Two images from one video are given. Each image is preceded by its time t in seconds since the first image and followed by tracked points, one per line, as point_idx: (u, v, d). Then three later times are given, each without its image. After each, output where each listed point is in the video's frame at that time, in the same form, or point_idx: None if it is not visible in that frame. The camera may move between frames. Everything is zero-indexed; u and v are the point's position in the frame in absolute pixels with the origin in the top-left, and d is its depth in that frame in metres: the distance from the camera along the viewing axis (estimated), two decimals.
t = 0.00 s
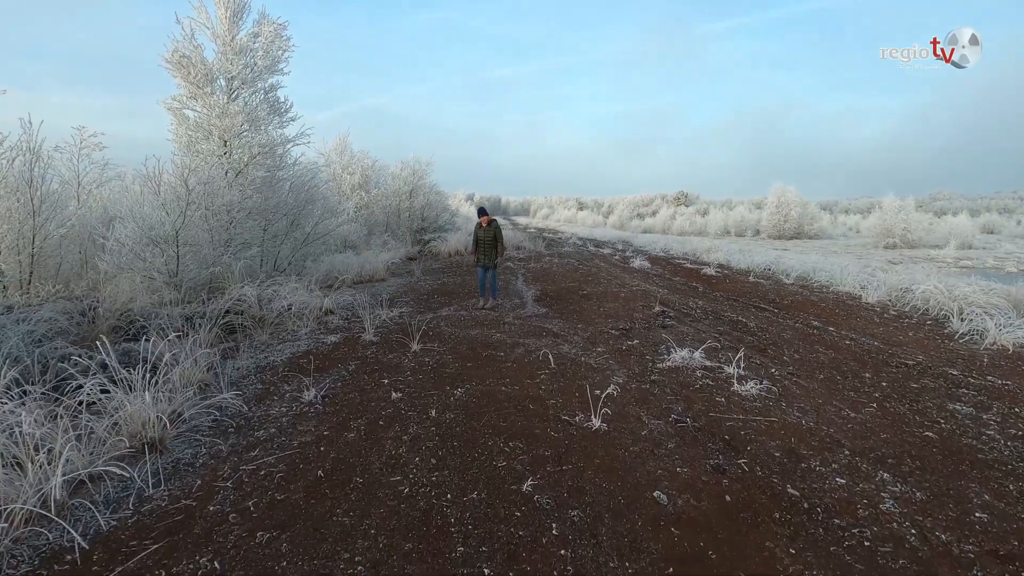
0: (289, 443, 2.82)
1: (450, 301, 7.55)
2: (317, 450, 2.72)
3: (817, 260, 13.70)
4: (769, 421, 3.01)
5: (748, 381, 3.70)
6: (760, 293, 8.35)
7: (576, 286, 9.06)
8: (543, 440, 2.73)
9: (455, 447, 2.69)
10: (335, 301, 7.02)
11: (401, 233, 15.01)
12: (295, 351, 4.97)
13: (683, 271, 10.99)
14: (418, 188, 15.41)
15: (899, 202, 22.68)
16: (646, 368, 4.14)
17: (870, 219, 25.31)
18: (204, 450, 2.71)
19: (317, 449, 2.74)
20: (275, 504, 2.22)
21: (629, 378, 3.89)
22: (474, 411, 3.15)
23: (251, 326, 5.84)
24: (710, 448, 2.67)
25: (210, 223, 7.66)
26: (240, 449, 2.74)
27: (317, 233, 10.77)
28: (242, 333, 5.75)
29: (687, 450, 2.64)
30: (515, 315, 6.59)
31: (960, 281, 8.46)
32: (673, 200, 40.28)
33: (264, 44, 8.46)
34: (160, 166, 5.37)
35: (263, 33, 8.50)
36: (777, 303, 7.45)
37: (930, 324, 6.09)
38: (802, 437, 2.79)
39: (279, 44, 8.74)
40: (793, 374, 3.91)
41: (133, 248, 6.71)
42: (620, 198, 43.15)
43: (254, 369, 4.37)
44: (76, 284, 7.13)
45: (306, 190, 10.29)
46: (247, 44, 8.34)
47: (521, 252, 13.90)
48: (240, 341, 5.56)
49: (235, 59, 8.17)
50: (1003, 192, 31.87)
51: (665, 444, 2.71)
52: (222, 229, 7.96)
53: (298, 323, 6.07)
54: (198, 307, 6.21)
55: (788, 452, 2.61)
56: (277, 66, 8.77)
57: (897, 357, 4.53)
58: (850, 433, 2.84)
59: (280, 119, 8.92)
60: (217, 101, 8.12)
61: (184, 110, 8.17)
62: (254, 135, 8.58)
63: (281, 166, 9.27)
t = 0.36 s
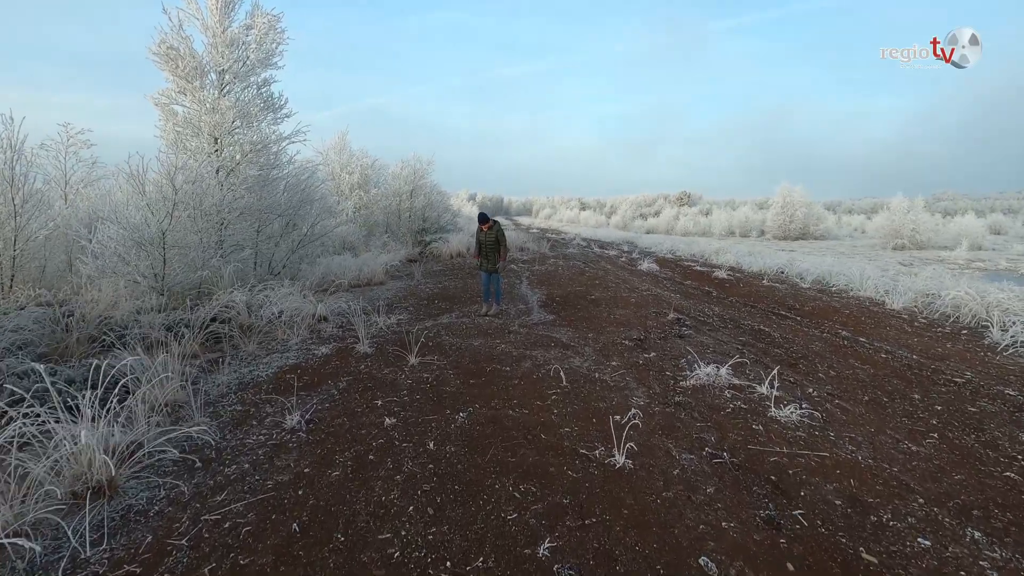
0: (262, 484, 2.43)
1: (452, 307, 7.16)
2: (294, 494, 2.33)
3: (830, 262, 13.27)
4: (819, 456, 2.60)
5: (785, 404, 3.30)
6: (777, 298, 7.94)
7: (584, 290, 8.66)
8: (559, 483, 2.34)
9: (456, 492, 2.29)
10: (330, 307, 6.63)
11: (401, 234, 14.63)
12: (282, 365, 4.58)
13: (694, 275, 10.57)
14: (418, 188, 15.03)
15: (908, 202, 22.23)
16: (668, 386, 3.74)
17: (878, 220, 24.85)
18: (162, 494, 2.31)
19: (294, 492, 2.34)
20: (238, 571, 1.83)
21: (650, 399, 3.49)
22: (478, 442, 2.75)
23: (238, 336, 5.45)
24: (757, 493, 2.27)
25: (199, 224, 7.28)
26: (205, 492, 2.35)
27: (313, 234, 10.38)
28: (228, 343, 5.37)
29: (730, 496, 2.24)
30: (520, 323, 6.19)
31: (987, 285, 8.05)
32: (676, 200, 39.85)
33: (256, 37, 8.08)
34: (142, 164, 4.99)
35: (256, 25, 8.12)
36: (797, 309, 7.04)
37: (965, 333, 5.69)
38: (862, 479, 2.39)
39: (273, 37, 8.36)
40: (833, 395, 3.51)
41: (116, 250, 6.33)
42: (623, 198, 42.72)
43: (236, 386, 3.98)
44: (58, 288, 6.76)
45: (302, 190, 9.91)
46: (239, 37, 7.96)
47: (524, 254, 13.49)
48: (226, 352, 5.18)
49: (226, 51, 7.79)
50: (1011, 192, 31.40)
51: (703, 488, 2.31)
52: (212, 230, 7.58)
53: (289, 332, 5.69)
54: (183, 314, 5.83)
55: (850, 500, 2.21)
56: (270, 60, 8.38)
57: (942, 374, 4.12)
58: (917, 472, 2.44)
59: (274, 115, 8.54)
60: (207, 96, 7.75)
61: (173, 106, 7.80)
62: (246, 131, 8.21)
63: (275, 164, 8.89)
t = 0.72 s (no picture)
0: (224, 542, 2.03)
1: (453, 315, 6.77)
2: (261, 558, 1.93)
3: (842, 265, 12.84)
4: (886, 506, 2.21)
5: (831, 435, 2.91)
6: (796, 304, 7.54)
7: (591, 295, 8.26)
8: (580, 545, 1.94)
9: (456, 557, 1.90)
10: (323, 315, 6.25)
11: (401, 235, 14.26)
12: (267, 382, 4.18)
13: (704, 279, 10.16)
14: (418, 188, 14.66)
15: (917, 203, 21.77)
16: (694, 411, 3.34)
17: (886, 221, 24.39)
18: (102, 558, 1.92)
19: (262, 555, 1.95)
20: None
21: (676, 428, 3.09)
22: (482, 487, 2.35)
23: (223, 348, 5.06)
24: (823, 560, 1.87)
25: (187, 227, 6.90)
26: (154, 554, 1.96)
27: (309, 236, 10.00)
28: (212, 355, 4.98)
29: (791, 564, 1.85)
30: (526, 333, 5.81)
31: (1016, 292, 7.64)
32: (679, 200, 39.44)
33: (248, 29, 7.69)
34: (123, 162, 4.63)
35: (248, 17, 7.73)
36: (819, 317, 6.64)
37: (1005, 345, 5.28)
38: (945, 539, 2.00)
39: (266, 30, 7.97)
40: (883, 423, 3.11)
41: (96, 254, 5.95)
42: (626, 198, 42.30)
43: (214, 407, 3.60)
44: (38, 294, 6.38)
45: (297, 190, 9.53)
46: (229, 29, 7.57)
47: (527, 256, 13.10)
48: (209, 366, 4.81)
49: (215, 45, 7.40)
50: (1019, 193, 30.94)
51: (755, 552, 1.92)
52: (200, 233, 7.20)
53: (279, 343, 5.32)
54: (165, 323, 5.44)
55: (939, 570, 1.81)
56: (263, 54, 8.00)
57: (996, 395, 3.72)
58: (1009, 530, 2.04)
59: (267, 112, 8.16)
60: (195, 91, 7.37)
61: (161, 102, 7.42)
62: (236, 129, 7.83)
63: (268, 163, 8.51)
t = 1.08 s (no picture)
0: None
1: (451, 319, 6.41)
2: None
3: (853, 266, 12.44)
4: (959, 560, 1.86)
5: (878, 464, 2.56)
6: (811, 308, 7.19)
7: (596, 298, 7.90)
8: None
9: None
10: (313, 320, 5.91)
11: (399, 235, 13.92)
12: (247, 396, 3.84)
13: (713, 280, 9.80)
14: (417, 186, 14.31)
15: (923, 202, 21.35)
16: (718, 433, 2.99)
17: (892, 220, 23.98)
18: None
19: None
20: None
21: (698, 454, 2.74)
22: (478, 534, 2.01)
23: (203, 357, 4.72)
24: None
25: (171, 227, 6.55)
26: None
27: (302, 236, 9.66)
28: (191, 365, 4.64)
29: None
30: (529, 340, 5.45)
31: None
32: (681, 199, 39.07)
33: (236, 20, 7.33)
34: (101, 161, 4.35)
35: (236, 6, 7.37)
36: (838, 322, 6.29)
37: None
38: None
39: (255, 20, 7.62)
40: (933, 449, 2.76)
41: (72, 255, 5.60)
42: (628, 197, 41.92)
43: (183, 427, 3.26)
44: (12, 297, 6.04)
45: (290, 189, 9.19)
46: (216, 19, 7.21)
47: (528, 257, 12.76)
48: (187, 377, 4.46)
49: (201, 35, 7.04)
50: None
51: None
52: (186, 233, 6.86)
53: (264, 352, 4.98)
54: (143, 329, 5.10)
55: None
56: (252, 46, 7.64)
57: None
58: None
59: (257, 106, 7.80)
60: (180, 84, 7.02)
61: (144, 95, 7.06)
62: (224, 124, 7.48)
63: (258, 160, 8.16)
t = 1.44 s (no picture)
0: None
1: (450, 325, 6.02)
2: None
3: (865, 267, 12.04)
4: None
5: (949, 509, 2.18)
6: (831, 312, 6.81)
7: (603, 301, 7.52)
8: None
9: None
10: (303, 327, 5.54)
11: (398, 234, 13.56)
12: (223, 415, 3.47)
13: (723, 282, 9.41)
14: (416, 184, 13.93)
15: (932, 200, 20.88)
16: (754, 466, 2.61)
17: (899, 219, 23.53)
18: None
19: None
20: None
21: (735, 493, 2.36)
22: None
23: (180, 370, 4.36)
24: None
25: (153, 226, 6.18)
26: None
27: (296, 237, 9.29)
28: (167, 378, 4.27)
29: None
30: (534, 349, 5.06)
31: None
32: (684, 197, 38.67)
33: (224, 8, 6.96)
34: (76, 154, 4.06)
35: None
36: (863, 328, 5.90)
37: None
38: None
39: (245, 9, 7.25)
40: (1007, 486, 2.38)
41: (45, 257, 5.23)
42: (630, 196, 41.50)
43: (146, 454, 2.88)
44: None
45: (284, 187, 8.82)
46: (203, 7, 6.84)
47: (531, 257, 12.39)
48: (162, 392, 4.09)
49: (187, 23, 6.67)
50: None
51: None
52: (171, 233, 6.49)
53: (249, 362, 4.61)
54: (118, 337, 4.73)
55: None
56: (241, 36, 7.26)
57: None
58: None
59: (246, 100, 7.44)
60: (165, 76, 6.65)
61: (127, 87, 6.70)
62: (212, 118, 7.11)
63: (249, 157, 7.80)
